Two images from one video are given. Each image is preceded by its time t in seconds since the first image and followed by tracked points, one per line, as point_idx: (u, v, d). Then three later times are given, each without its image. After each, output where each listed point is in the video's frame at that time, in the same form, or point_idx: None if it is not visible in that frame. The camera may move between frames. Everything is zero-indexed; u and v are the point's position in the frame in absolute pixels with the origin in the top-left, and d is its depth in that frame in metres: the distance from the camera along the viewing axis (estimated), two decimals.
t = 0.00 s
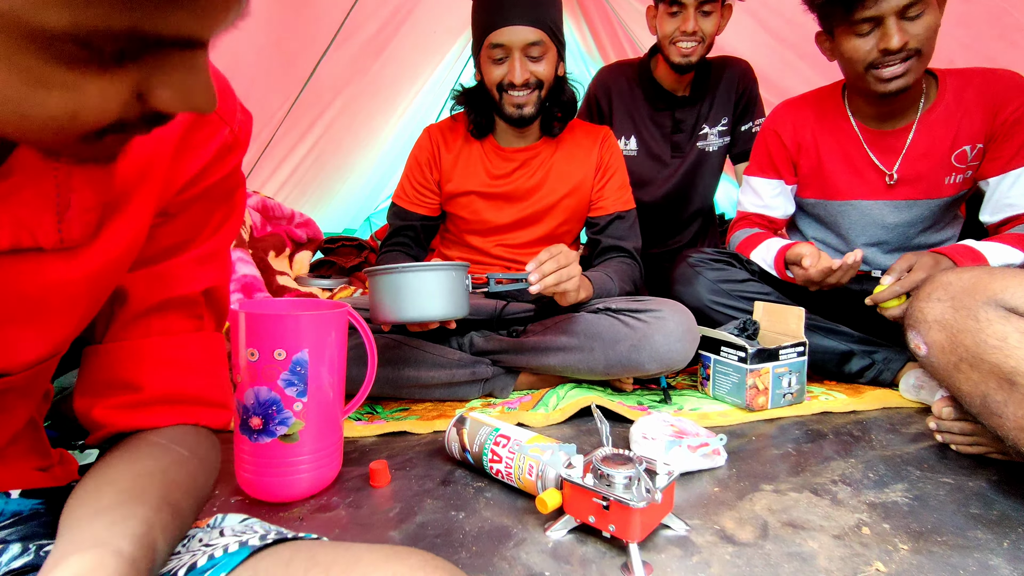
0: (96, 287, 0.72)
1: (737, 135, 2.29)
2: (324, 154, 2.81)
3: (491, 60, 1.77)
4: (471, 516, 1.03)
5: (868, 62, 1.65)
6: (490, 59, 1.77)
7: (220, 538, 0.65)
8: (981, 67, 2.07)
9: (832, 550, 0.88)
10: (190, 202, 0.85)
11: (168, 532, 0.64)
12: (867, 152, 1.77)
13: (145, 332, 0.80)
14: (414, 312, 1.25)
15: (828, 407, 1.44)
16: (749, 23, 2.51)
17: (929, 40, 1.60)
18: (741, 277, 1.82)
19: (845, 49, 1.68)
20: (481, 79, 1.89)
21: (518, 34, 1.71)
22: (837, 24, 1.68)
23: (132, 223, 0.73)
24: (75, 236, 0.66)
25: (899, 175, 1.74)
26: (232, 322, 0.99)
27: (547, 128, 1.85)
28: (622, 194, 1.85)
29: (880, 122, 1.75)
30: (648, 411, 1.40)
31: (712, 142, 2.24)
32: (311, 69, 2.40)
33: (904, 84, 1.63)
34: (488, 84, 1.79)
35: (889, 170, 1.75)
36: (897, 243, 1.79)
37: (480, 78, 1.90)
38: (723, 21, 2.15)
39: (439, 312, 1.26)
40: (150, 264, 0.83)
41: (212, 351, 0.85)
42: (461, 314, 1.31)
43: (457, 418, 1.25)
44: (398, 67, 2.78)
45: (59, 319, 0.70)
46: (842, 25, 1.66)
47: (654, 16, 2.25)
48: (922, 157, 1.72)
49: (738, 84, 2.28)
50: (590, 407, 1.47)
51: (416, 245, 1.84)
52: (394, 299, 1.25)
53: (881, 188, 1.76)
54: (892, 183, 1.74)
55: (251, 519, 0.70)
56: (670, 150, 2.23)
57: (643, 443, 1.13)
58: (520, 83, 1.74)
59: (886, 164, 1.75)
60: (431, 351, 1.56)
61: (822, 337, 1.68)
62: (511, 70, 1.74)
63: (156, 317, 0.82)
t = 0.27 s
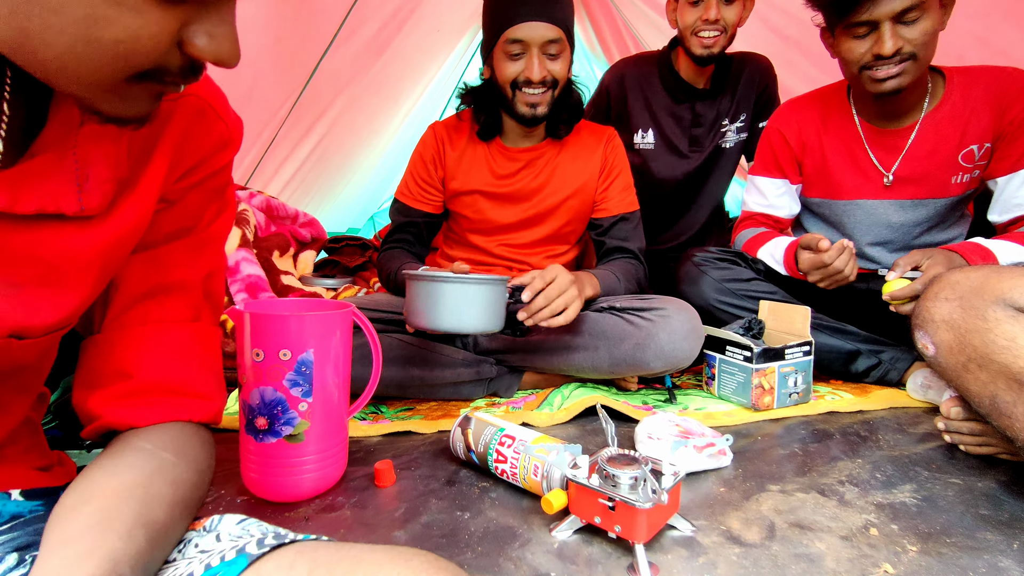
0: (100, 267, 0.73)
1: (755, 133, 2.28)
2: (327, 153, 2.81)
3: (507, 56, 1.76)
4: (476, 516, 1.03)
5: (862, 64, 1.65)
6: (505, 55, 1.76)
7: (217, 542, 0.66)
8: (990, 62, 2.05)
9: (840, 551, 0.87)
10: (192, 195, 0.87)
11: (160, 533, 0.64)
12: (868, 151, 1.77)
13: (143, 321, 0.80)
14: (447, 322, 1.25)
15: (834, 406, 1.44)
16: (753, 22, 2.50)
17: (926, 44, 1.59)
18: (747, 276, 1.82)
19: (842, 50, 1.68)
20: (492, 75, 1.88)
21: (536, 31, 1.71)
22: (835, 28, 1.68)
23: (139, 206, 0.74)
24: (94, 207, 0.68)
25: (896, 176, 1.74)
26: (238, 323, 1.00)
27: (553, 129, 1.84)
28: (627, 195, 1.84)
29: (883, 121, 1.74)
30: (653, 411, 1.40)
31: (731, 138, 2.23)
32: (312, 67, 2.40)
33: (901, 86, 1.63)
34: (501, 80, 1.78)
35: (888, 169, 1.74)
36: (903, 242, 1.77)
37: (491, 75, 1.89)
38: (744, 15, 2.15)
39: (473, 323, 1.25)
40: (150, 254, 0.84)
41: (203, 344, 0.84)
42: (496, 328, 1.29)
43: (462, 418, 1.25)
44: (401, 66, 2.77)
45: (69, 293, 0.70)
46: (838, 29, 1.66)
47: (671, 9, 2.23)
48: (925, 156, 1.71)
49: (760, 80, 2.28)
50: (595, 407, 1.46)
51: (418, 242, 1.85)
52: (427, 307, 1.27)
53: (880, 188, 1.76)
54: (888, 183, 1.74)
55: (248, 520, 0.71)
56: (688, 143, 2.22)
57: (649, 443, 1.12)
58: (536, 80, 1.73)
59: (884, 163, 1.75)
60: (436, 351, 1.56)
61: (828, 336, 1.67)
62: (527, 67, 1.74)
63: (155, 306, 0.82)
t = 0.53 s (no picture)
0: (119, 251, 0.72)
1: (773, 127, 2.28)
2: (334, 153, 2.83)
3: (551, 54, 1.74)
4: (486, 514, 1.03)
5: (871, 61, 1.64)
6: (549, 53, 1.74)
7: (223, 550, 0.59)
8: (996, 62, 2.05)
9: (850, 550, 0.87)
10: (200, 176, 0.87)
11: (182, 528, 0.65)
12: (878, 152, 1.76)
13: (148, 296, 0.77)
14: (540, 247, 1.06)
15: (841, 406, 1.44)
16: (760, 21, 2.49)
17: (933, 33, 1.59)
18: (753, 276, 1.82)
19: (848, 51, 1.68)
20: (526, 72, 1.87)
21: (588, 35, 1.71)
22: (836, 32, 1.69)
23: (156, 184, 0.75)
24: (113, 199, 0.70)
25: (910, 174, 1.73)
26: (248, 322, 1.00)
27: (578, 141, 1.83)
28: (641, 200, 1.85)
29: (892, 121, 1.74)
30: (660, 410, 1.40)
31: (749, 133, 2.23)
32: (319, 67, 2.40)
33: (913, 78, 1.61)
34: (541, 79, 1.76)
35: (899, 169, 1.74)
36: (911, 242, 1.77)
37: (524, 73, 1.88)
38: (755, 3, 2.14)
39: (567, 259, 1.08)
40: (159, 235, 0.82)
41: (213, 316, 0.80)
42: (581, 277, 1.11)
43: (470, 417, 1.25)
44: (407, 66, 2.78)
45: (87, 279, 0.70)
46: (841, 32, 1.67)
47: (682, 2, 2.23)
48: (935, 156, 1.71)
49: (779, 71, 2.27)
50: (602, 406, 1.47)
51: (434, 238, 1.76)
52: (517, 229, 1.09)
53: (891, 187, 1.75)
54: (901, 182, 1.73)
55: (244, 521, 0.64)
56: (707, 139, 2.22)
57: (657, 442, 1.13)
58: (580, 84, 1.73)
59: (896, 163, 1.75)
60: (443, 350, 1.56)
61: (834, 336, 1.67)
62: (571, 68, 1.73)
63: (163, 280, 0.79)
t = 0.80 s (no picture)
0: (100, 266, 0.73)
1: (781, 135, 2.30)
2: (336, 159, 2.82)
3: (589, 62, 1.68)
4: (484, 521, 1.02)
5: (856, 73, 1.65)
6: (587, 61, 1.68)
7: (212, 564, 0.60)
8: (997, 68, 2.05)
9: (852, 559, 0.87)
10: (187, 177, 0.88)
11: (161, 538, 0.66)
12: (875, 157, 1.76)
13: (129, 308, 0.77)
14: (560, 171, 1.07)
15: (843, 412, 1.43)
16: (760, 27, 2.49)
17: (920, 46, 1.59)
18: (754, 281, 1.81)
19: (834, 61, 1.69)
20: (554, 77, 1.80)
21: (629, 51, 1.67)
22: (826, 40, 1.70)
23: (141, 193, 0.74)
24: (95, 205, 0.70)
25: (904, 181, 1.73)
26: (246, 326, 1.00)
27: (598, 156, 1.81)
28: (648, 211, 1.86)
29: (889, 127, 1.74)
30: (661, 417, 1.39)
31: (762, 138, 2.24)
32: (321, 72, 2.44)
33: (896, 91, 1.62)
34: (574, 87, 1.71)
35: (895, 175, 1.74)
36: (911, 248, 1.77)
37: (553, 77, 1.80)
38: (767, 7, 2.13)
39: (586, 187, 1.07)
40: (144, 241, 0.83)
41: (193, 328, 0.79)
42: (598, 214, 1.09)
43: (469, 422, 1.25)
44: (407, 71, 2.80)
45: (68, 288, 0.72)
46: (829, 41, 1.68)
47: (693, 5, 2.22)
48: (933, 162, 1.70)
49: (791, 75, 2.28)
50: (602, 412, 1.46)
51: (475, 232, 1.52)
52: (540, 161, 1.12)
53: (886, 193, 1.75)
54: (896, 189, 1.73)
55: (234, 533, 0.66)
56: (723, 149, 2.21)
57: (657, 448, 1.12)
58: (613, 98, 1.69)
59: (892, 169, 1.74)
60: (443, 357, 1.56)
61: (834, 341, 1.66)
62: (607, 79, 1.68)
63: (146, 290, 0.79)
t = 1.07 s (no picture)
0: (87, 279, 0.74)
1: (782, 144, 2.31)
2: (334, 165, 2.82)
3: (599, 70, 1.70)
4: (478, 531, 1.01)
5: (852, 84, 1.66)
6: (598, 68, 1.70)
7: None
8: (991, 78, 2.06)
9: (849, 571, 0.86)
10: (178, 181, 0.87)
11: (142, 552, 0.67)
12: (870, 167, 1.77)
13: (115, 320, 0.77)
14: (570, 198, 1.06)
15: (840, 421, 1.42)
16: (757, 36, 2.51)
17: (916, 59, 1.60)
18: (750, 289, 1.81)
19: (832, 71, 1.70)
20: (563, 86, 1.80)
21: (639, 58, 1.70)
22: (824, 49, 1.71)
23: (127, 210, 0.75)
24: (81, 215, 0.71)
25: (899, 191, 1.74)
26: (239, 332, 0.99)
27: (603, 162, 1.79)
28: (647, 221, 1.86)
29: (885, 137, 1.75)
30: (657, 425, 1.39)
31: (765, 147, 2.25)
32: (321, 79, 2.45)
33: (892, 102, 1.63)
34: (585, 94, 1.72)
35: (890, 185, 1.75)
36: (906, 257, 1.77)
37: (561, 85, 1.80)
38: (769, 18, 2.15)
39: (597, 213, 1.08)
40: (135, 249, 0.83)
41: (179, 342, 0.80)
42: (609, 237, 1.11)
43: (464, 430, 1.24)
44: (405, 79, 2.81)
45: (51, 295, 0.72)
46: (827, 50, 1.69)
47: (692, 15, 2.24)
48: (928, 172, 1.71)
49: (793, 85, 2.29)
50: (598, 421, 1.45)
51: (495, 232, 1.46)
52: (547, 184, 1.11)
53: (881, 203, 1.76)
54: (891, 199, 1.74)
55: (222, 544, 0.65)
56: (727, 159, 2.22)
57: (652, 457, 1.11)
58: (623, 104, 1.70)
59: (887, 179, 1.75)
60: (438, 364, 1.55)
61: (831, 350, 1.66)
62: (617, 86, 1.70)
63: (132, 301, 0.80)
